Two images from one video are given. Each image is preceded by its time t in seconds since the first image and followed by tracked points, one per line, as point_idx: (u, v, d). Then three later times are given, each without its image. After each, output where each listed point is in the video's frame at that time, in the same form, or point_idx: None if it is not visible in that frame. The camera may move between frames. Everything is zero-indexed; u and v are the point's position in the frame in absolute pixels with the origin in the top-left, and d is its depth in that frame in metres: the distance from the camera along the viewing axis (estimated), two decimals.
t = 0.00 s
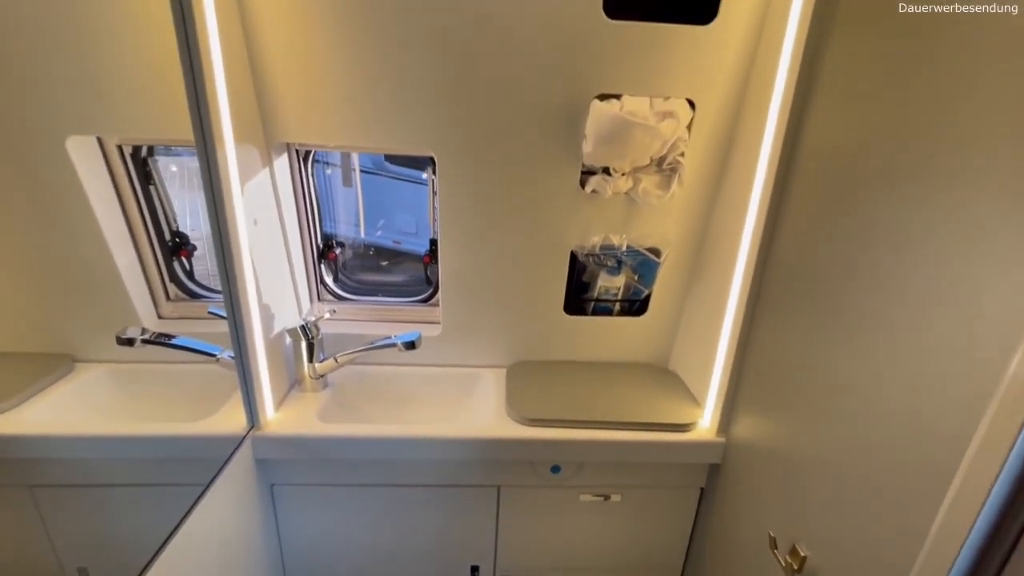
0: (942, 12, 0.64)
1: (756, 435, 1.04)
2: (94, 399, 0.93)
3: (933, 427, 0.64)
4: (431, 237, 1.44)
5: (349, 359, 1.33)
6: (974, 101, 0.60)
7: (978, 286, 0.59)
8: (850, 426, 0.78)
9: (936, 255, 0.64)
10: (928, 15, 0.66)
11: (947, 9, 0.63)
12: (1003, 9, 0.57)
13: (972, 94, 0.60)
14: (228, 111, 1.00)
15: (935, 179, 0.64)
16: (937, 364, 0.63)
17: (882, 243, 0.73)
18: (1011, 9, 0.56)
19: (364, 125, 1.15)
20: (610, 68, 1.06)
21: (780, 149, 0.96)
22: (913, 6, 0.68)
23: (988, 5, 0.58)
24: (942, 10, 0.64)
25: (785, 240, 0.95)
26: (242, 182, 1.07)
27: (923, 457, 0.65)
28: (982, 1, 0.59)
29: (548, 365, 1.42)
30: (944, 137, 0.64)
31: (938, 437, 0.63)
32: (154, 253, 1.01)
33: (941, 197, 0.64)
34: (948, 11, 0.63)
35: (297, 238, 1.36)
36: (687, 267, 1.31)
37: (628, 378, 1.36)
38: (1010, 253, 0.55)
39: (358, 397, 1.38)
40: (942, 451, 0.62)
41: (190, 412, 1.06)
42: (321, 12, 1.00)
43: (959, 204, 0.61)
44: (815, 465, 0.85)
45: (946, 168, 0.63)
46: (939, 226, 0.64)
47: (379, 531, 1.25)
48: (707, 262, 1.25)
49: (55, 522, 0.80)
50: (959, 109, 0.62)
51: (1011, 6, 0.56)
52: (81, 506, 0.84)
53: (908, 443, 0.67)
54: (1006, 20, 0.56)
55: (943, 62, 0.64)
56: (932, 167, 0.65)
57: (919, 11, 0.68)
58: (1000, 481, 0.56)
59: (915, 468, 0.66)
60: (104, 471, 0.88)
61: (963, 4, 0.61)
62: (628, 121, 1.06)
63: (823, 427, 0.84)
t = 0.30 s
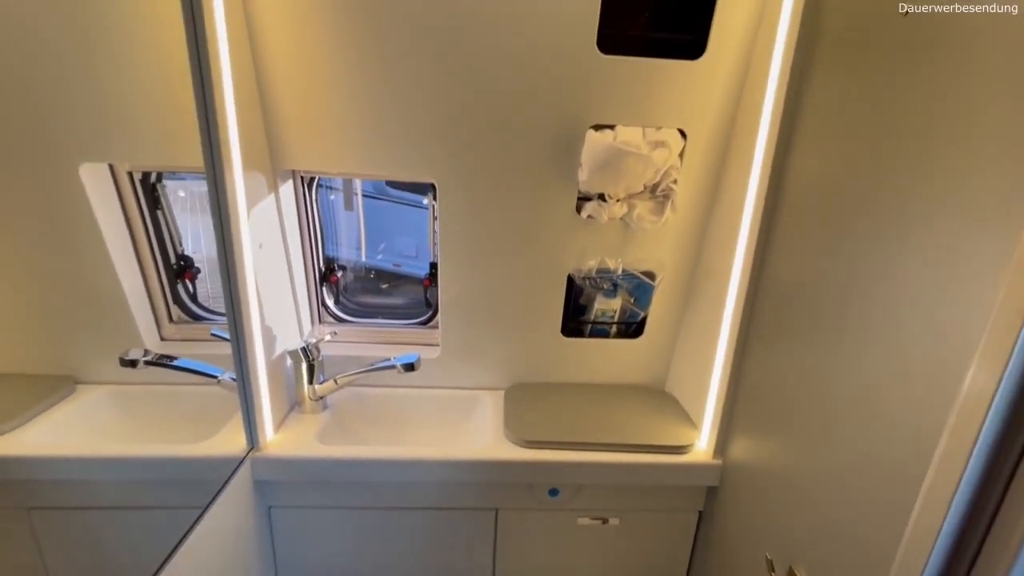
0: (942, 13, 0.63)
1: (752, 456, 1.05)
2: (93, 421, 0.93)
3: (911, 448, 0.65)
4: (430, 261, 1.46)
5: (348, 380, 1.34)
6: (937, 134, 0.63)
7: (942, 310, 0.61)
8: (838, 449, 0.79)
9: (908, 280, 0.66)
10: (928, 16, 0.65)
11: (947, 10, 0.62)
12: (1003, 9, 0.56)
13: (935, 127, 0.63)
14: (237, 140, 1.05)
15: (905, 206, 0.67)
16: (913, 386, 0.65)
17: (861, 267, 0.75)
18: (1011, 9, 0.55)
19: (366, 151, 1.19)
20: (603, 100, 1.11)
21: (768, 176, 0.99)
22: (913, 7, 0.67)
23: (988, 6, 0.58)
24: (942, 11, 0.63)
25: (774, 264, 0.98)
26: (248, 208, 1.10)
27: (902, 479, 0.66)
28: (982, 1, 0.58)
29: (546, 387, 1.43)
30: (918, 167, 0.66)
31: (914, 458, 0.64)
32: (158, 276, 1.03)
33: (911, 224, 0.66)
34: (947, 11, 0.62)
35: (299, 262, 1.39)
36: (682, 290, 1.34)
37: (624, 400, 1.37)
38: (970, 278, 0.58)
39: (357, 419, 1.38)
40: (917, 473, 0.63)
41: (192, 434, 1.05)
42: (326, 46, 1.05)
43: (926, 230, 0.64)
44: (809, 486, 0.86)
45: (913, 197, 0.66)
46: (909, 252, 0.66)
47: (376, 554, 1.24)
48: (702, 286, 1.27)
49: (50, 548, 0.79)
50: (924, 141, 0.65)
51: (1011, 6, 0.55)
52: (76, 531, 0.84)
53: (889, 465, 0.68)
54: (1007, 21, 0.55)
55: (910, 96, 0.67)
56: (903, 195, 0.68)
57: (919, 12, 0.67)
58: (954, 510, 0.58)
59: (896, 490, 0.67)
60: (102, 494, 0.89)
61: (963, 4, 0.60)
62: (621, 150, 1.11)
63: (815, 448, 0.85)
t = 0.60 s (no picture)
0: (942, 12, 0.62)
1: (746, 476, 1.05)
2: (86, 441, 0.91)
3: (894, 465, 0.67)
4: (428, 283, 1.48)
5: (347, 401, 1.35)
6: (909, 164, 0.66)
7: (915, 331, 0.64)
8: (825, 468, 0.80)
9: (887, 302, 0.69)
10: (928, 15, 0.64)
11: (947, 10, 0.62)
12: (1003, 9, 0.55)
13: (906, 157, 0.67)
14: (243, 162, 1.08)
15: (881, 231, 0.71)
16: (895, 403, 0.67)
17: (844, 289, 0.78)
18: (1011, 9, 0.54)
19: (367, 176, 1.22)
20: (597, 128, 1.15)
21: (757, 201, 1.03)
22: (913, 6, 0.67)
23: (988, 6, 0.57)
24: (942, 10, 0.62)
25: (764, 286, 1.00)
26: (252, 231, 1.14)
27: (886, 494, 0.68)
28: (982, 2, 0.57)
29: (544, 408, 1.44)
30: (891, 194, 0.70)
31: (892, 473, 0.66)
32: (161, 297, 1.04)
33: (887, 248, 0.69)
34: (947, 11, 0.62)
35: (300, 283, 1.41)
36: (677, 311, 1.36)
37: (620, 421, 1.38)
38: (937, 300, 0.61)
39: (355, 440, 1.39)
40: (894, 487, 0.66)
41: (184, 454, 1.06)
42: (330, 75, 1.09)
43: (902, 254, 0.67)
44: (802, 506, 0.87)
45: (890, 223, 0.69)
46: (887, 274, 0.69)
47: None
48: (695, 307, 1.29)
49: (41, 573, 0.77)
50: (897, 170, 0.68)
51: (1011, 6, 0.54)
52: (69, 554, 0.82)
53: (873, 482, 0.70)
54: (1007, 21, 0.54)
55: (885, 129, 0.71)
56: (880, 222, 0.71)
57: (919, 11, 0.66)
58: (920, 508, 0.62)
59: (881, 506, 0.69)
60: (96, 515, 0.89)
61: (963, 4, 0.60)
62: (614, 176, 1.15)
63: (805, 468, 0.86)
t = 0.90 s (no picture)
0: (942, 13, 0.62)
1: (744, 501, 1.04)
2: (76, 464, 0.90)
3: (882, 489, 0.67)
4: (426, 303, 1.49)
5: (342, 423, 1.34)
6: (893, 189, 0.68)
7: (901, 353, 0.64)
8: (819, 491, 0.80)
9: (873, 326, 0.70)
10: (928, 16, 0.64)
11: (948, 10, 0.61)
12: (1002, 9, 0.54)
13: (891, 183, 0.68)
14: (245, 185, 1.11)
15: (867, 256, 0.72)
16: (882, 427, 0.67)
17: (831, 313, 0.78)
18: (1011, 10, 0.53)
19: (366, 200, 1.24)
20: (592, 153, 1.17)
21: (749, 226, 1.04)
22: (913, 6, 0.66)
23: (988, 6, 0.56)
24: (943, 10, 0.62)
25: (757, 308, 1.01)
26: (252, 252, 1.15)
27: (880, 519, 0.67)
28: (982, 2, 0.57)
29: (541, 431, 1.43)
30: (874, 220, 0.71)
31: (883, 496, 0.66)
32: (158, 318, 1.02)
33: (873, 272, 0.71)
34: (948, 11, 0.61)
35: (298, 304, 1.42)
36: (673, 334, 1.36)
37: (617, 444, 1.37)
38: (920, 323, 0.62)
39: (350, 463, 1.37)
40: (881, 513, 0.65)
41: (179, 478, 1.05)
42: (331, 101, 1.12)
43: (887, 277, 0.68)
44: (796, 532, 0.86)
45: (874, 248, 0.71)
46: (872, 300, 0.70)
47: None
48: (692, 330, 1.30)
49: None
50: (880, 197, 0.70)
51: (1011, 5, 0.53)
52: None
53: (864, 506, 0.70)
54: (1007, 21, 0.53)
55: (867, 157, 0.73)
56: (866, 246, 0.72)
57: (918, 11, 0.65)
58: (907, 537, 0.61)
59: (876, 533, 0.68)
60: (80, 540, 0.87)
61: (963, 4, 0.59)
62: (608, 200, 1.17)
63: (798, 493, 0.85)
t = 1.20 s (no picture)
0: (943, 12, 0.60)
1: (742, 524, 1.04)
2: (71, 485, 0.89)
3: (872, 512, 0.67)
4: (425, 323, 1.49)
5: (339, 444, 1.33)
6: (875, 214, 0.70)
7: (888, 372, 0.65)
8: (815, 514, 0.80)
9: (862, 348, 0.71)
10: (928, 16, 0.63)
11: (949, 10, 0.60)
12: (1002, 8, 0.52)
13: (872, 207, 0.70)
14: (247, 207, 1.13)
15: (855, 279, 0.73)
16: (872, 449, 0.68)
17: (823, 334, 0.79)
18: (1010, 9, 0.51)
19: (366, 221, 1.26)
20: (587, 176, 1.19)
21: (743, 249, 1.06)
22: (913, 6, 0.65)
23: (987, 5, 0.54)
24: (943, 10, 0.60)
25: (752, 329, 1.02)
26: (252, 273, 1.17)
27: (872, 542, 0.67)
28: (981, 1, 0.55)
29: (539, 453, 1.42)
30: (859, 244, 0.73)
31: (874, 517, 0.66)
32: (156, 337, 1.02)
33: (861, 295, 0.72)
34: (948, 11, 0.60)
35: (297, 325, 1.42)
36: (671, 354, 1.37)
37: (615, 465, 1.36)
38: (903, 342, 0.63)
39: (347, 485, 1.36)
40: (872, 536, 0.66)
41: (171, 501, 1.03)
42: (334, 126, 1.15)
43: (873, 300, 0.69)
44: (793, 556, 0.85)
45: (861, 271, 0.72)
46: (861, 321, 0.71)
47: None
48: (689, 351, 1.30)
49: None
50: (865, 221, 0.72)
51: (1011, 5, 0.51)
52: None
53: (858, 529, 0.70)
54: (1006, 21, 0.52)
55: (852, 182, 0.75)
56: (853, 269, 0.74)
57: (919, 11, 0.64)
58: (898, 561, 0.61)
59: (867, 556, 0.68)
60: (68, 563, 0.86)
61: (963, 4, 0.58)
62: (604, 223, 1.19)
63: (794, 515, 0.85)
